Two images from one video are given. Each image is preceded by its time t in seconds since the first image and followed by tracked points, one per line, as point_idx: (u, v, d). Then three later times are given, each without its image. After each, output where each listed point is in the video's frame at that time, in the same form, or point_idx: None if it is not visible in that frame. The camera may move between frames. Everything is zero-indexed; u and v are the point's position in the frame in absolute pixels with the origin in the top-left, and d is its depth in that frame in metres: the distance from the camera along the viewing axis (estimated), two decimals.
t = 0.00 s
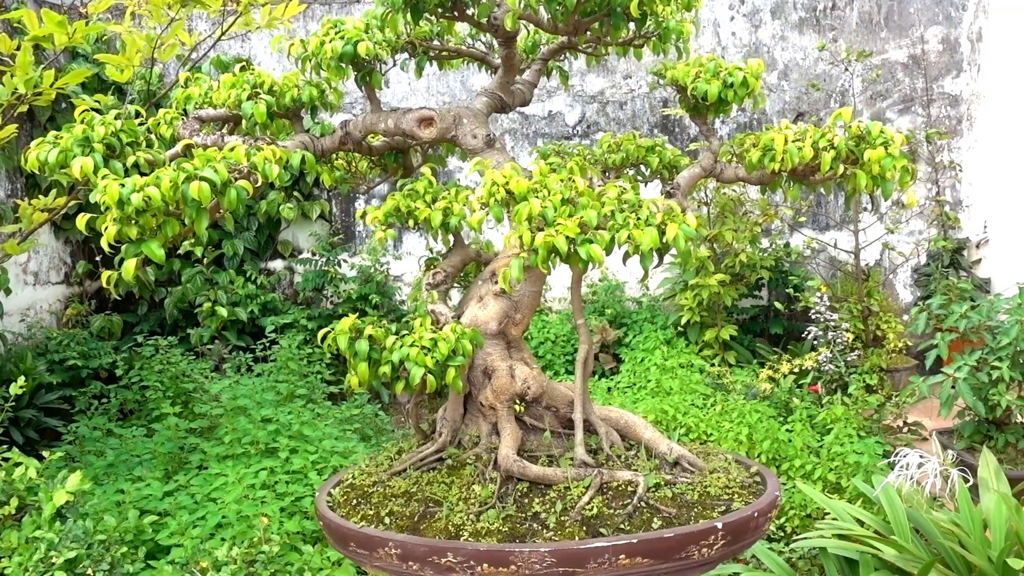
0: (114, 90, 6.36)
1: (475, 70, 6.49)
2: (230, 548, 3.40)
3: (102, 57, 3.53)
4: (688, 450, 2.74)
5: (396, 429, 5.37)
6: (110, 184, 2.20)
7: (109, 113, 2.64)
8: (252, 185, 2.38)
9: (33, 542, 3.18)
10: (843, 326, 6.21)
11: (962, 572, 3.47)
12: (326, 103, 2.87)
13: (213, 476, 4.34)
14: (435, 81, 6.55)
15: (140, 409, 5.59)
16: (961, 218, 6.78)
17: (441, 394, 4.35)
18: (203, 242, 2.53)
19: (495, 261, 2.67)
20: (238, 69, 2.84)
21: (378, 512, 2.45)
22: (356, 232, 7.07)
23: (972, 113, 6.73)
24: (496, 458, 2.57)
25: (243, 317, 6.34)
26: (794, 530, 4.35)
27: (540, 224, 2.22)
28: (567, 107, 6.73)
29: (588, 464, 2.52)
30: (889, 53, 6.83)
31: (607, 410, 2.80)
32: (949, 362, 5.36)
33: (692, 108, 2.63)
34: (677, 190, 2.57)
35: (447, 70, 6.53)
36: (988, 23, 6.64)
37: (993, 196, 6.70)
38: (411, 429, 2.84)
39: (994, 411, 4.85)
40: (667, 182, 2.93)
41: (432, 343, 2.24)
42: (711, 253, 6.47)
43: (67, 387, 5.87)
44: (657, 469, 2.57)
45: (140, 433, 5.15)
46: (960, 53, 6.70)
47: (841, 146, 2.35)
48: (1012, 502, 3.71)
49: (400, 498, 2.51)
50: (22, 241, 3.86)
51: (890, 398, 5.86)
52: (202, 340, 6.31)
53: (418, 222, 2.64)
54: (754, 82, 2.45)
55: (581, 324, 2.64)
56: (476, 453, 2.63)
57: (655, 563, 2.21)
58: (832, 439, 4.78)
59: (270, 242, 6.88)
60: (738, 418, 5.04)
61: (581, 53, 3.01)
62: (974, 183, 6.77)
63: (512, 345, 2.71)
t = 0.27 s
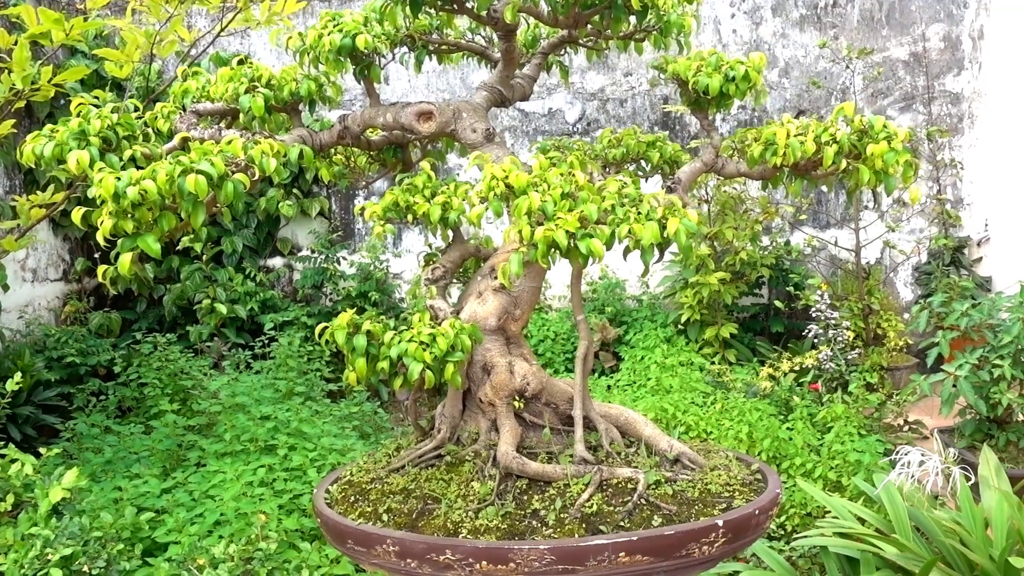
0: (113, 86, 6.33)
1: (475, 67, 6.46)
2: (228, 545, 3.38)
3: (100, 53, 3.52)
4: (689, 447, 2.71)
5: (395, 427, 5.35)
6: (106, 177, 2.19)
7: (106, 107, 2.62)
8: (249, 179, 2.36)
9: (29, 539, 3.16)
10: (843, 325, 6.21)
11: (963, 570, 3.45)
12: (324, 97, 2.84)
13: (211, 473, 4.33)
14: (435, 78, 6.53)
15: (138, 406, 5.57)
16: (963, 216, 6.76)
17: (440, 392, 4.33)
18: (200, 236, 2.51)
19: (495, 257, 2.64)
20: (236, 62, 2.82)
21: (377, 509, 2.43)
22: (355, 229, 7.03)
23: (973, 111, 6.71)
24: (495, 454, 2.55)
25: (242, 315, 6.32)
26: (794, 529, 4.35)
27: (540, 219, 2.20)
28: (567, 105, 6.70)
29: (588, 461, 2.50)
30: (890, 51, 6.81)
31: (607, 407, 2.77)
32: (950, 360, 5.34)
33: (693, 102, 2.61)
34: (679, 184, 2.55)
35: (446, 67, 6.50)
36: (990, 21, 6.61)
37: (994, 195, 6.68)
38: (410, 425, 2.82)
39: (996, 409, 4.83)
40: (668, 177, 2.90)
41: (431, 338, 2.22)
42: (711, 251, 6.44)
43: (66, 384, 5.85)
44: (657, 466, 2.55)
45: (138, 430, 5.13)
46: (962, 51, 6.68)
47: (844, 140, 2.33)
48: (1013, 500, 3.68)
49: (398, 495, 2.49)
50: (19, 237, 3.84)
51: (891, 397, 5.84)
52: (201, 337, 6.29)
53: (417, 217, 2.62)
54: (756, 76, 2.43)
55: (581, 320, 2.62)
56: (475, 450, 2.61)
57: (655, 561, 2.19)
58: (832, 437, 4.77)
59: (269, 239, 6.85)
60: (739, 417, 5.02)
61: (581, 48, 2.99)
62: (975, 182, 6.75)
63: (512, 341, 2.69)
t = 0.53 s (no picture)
0: (114, 84, 6.31)
1: (476, 64, 6.45)
2: (227, 544, 3.37)
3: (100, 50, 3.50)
4: (691, 447, 2.69)
5: (395, 425, 5.33)
6: (105, 173, 2.17)
7: (105, 102, 2.60)
8: (249, 175, 2.34)
9: (28, 538, 3.15)
10: (845, 323, 6.17)
11: (966, 570, 3.44)
12: (325, 94, 2.82)
13: (210, 472, 4.31)
14: (436, 75, 6.50)
15: (138, 405, 5.55)
16: (965, 215, 6.74)
17: (441, 390, 4.32)
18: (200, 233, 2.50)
19: (496, 255, 2.62)
20: (236, 58, 2.80)
21: (377, 508, 2.41)
22: (356, 227, 7.04)
23: (976, 110, 6.69)
24: (497, 453, 2.53)
25: (242, 313, 6.31)
26: (796, 528, 4.32)
27: (543, 216, 2.18)
28: (568, 103, 6.68)
29: (590, 460, 2.48)
30: (893, 49, 6.78)
31: (609, 406, 2.75)
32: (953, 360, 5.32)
33: (696, 99, 2.59)
34: (682, 182, 2.53)
35: (448, 64, 6.48)
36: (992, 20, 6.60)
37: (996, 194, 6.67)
38: (411, 424, 2.80)
39: (999, 409, 4.81)
40: (671, 174, 2.88)
41: (432, 337, 2.20)
42: (713, 250, 6.42)
43: (65, 382, 5.84)
44: (660, 465, 2.53)
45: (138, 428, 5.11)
46: (965, 50, 6.67)
47: (849, 138, 2.31)
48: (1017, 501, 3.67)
49: (399, 494, 2.47)
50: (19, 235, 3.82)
51: (893, 396, 5.82)
52: (201, 335, 6.27)
53: (418, 214, 2.60)
54: (760, 72, 2.41)
55: (583, 318, 2.60)
56: (477, 449, 2.59)
57: (658, 561, 2.18)
58: (835, 436, 4.73)
59: (269, 237, 6.83)
60: (741, 416, 5.00)
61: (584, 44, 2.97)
62: (978, 181, 6.74)
63: (514, 340, 2.67)
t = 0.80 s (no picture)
0: (114, 82, 6.28)
1: (478, 63, 6.42)
2: (227, 545, 3.35)
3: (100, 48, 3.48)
4: (695, 447, 2.67)
5: (396, 425, 5.31)
6: (104, 170, 2.15)
7: (105, 99, 2.58)
8: (249, 173, 2.32)
9: (26, 538, 3.13)
10: (847, 323, 6.14)
11: (970, 572, 3.42)
12: (326, 91, 2.80)
13: (210, 471, 4.29)
14: (437, 74, 6.48)
15: (138, 403, 5.53)
16: (967, 215, 6.72)
17: (442, 389, 4.30)
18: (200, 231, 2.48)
19: (499, 254, 2.60)
20: (236, 55, 2.77)
21: (378, 509, 2.39)
22: (357, 226, 7.03)
23: (978, 109, 6.67)
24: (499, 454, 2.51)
25: (243, 312, 6.29)
26: (798, 529, 4.30)
27: (546, 214, 2.16)
28: (570, 102, 6.65)
29: (593, 461, 2.46)
30: (895, 48, 6.75)
31: (612, 406, 2.74)
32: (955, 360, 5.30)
33: (701, 97, 2.56)
34: (686, 180, 2.50)
35: (449, 63, 6.46)
36: (995, 19, 6.59)
37: (998, 193, 6.65)
38: (412, 424, 2.78)
39: (1002, 409, 4.78)
40: (675, 173, 2.86)
41: (434, 336, 2.18)
42: (714, 249, 6.40)
43: (65, 381, 5.82)
44: (664, 466, 2.51)
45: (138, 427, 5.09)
46: (967, 49, 6.65)
47: (854, 136, 2.28)
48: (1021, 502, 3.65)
49: (400, 495, 2.45)
50: (18, 233, 3.79)
51: (895, 396, 5.80)
52: (201, 334, 6.25)
53: (420, 212, 2.58)
54: (765, 70, 2.39)
55: (586, 318, 2.58)
56: (479, 449, 2.57)
57: (661, 563, 2.16)
58: (837, 436, 4.70)
59: (270, 236, 6.80)
60: (743, 416, 4.98)
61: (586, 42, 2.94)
62: (980, 180, 6.71)
63: (516, 339, 2.65)
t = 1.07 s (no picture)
0: (113, 79, 6.25)
1: (478, 60, 6.37)
2: (225, 546, 3.32)
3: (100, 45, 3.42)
4: (699, 448, 2.64)
5: (396, 424, 5.28)
6: (100, 166, 2.12)
7: (102, 95, 2.55)
8: (249, 169, 2.29)
9: (23, 538, 3.10)
10: (850, 322, 6.09)
11: (975, 573, 3.39)
12: (326, 87, 2.77)
13: (209, 471, 4.26)
14: (438, 72, 6.43)
15: (137, 402, 5.50)
16: (970, 214, 6.66)
17: (442, 388, 4.27)
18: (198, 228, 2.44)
19: (501, 252, 2.57)
20: (235, 50, 2.74)
21: (379, 510, 2.36)
22: (357, 224, 7.00)
23: (981, 108, 6.61)
24: (501, 455, 2.48)
25: (242, 310, 6.25)
26: (802, 530, 4.26)
27: (549, 211, 2.12)
28: (571, 100, 6.62)
29: (596, 462, 2.43)
30: (898, 47, 6.72)
31: (615, 406, 2.71)
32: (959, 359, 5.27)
33: (706, 94, 2.53)
34: (691, 178, 2.47)
35: (449, 61, 6.42)
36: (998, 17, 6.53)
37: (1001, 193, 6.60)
38: (413, 424, 2.75)
39: (1006, 409, 4.75)
40: (679, 170, 2.82)
41: (436, 335, 2.15)
42: (716, 248, 6.36)
43: (64, 379, 5.79)
44: (668, 467, 2.48)
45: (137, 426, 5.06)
46: (970, 47, 6.59)
47: (862, 133, 2.25)
48: None
49: (401, 496, 2.42)
50: (16, 231, 3.76)
51: (898, 396, 5.77)
52: (201, 333, 6.22)
53: (421, 210, 2.55)
54: (771, 66, 2.35)
55: (590, 317, 2.55)
56: (481, 450, 2.54)
57: (666, 565, 2.13)
58: (840, 436, 4.66)
59: (270, 234, 6.77)
60: (745, 416, 4.95)
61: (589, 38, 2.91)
62: (983, 179, 6.65)
63: (518, 338, 2.62)
